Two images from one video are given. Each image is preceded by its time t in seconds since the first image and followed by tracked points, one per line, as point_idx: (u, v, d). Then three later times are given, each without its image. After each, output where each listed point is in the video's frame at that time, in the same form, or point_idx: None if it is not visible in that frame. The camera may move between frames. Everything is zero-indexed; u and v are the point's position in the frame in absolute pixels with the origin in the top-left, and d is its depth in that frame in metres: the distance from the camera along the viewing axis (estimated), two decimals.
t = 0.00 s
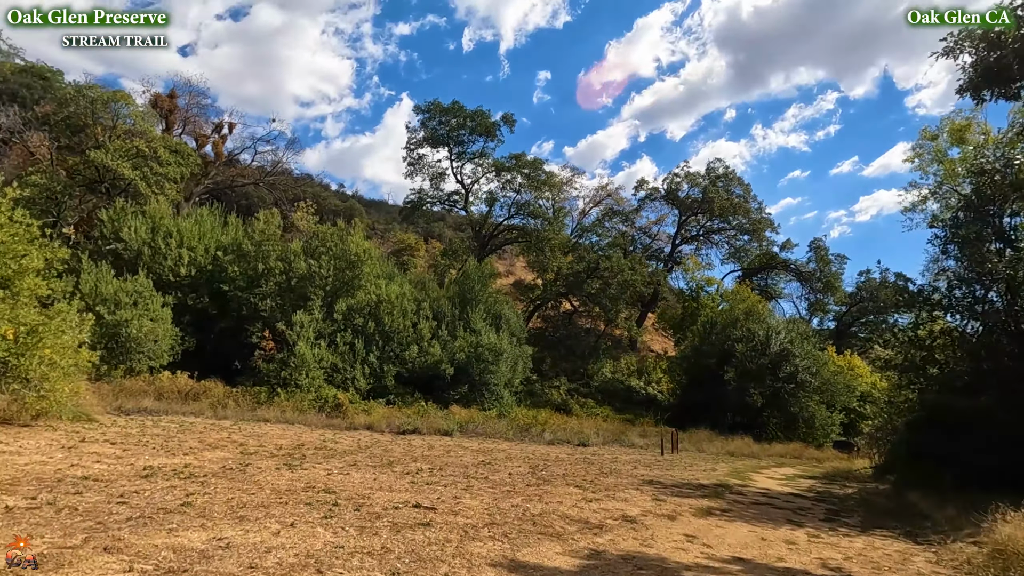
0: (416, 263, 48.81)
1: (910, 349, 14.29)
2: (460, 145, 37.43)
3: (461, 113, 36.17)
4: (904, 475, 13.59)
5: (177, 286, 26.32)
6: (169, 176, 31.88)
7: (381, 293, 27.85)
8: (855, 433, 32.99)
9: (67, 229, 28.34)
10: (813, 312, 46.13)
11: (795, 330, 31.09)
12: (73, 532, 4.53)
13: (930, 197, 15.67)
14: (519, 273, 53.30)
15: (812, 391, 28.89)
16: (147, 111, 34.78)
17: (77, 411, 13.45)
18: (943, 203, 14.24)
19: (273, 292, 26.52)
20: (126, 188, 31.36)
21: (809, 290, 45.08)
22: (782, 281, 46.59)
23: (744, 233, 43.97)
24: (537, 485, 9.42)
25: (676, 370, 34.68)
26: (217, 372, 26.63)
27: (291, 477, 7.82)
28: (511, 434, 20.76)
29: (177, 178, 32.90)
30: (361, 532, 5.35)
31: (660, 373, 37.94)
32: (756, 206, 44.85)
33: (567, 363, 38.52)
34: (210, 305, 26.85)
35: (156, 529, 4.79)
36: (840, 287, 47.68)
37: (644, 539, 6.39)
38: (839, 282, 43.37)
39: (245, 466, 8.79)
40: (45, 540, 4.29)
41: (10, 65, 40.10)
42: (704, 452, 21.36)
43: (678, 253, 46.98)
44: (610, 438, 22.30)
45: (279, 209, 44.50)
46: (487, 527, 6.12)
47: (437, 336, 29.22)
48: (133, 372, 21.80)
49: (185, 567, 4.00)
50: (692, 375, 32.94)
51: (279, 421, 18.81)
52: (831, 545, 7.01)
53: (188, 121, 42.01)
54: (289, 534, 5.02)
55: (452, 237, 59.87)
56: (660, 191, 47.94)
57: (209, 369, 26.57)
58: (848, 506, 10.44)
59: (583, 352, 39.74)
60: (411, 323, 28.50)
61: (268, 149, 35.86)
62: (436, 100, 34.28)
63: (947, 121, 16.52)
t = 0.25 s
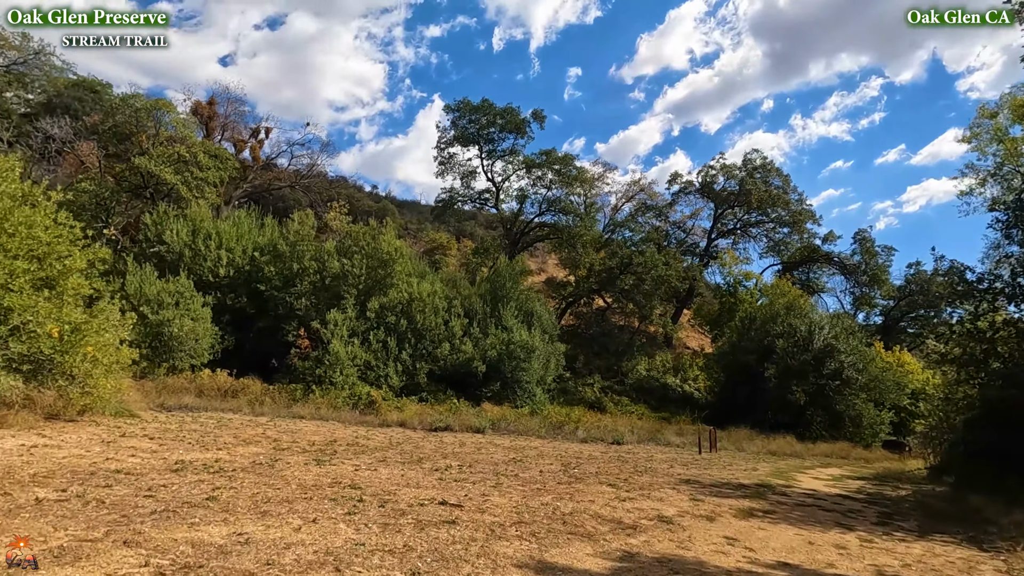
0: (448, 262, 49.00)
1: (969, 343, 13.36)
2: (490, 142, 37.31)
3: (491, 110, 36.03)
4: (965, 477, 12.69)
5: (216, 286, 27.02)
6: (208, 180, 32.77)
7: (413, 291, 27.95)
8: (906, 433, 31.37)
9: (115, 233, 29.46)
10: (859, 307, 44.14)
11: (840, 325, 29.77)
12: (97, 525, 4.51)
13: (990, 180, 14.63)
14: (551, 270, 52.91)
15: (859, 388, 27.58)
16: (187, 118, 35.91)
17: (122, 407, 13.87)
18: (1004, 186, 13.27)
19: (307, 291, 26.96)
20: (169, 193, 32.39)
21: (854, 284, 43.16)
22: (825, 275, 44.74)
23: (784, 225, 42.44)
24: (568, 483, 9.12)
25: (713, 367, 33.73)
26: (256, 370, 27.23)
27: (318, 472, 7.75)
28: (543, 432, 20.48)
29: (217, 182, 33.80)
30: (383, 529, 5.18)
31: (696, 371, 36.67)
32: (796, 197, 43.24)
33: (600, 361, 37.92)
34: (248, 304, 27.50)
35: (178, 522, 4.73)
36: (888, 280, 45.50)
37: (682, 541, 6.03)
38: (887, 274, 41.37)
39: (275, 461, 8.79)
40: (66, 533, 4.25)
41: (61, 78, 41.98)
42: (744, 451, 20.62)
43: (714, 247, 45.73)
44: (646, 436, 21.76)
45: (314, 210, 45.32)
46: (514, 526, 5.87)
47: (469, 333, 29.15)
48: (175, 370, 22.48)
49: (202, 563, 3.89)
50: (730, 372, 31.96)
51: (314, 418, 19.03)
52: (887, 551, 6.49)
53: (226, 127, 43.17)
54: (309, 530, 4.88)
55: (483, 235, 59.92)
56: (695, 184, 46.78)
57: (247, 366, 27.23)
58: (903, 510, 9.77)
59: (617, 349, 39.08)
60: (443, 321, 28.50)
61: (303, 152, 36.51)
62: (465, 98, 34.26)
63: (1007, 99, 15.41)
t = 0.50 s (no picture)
0: (478, 260, 48.97)
1: None
2: (518, 140, 37.06)
3: (518, 107, 35.75)
4: None
5: (251, 286, 27.57)
6: (243, 183, 33.50)
7: (442, 289, 27.93)
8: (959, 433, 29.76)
9: (155, 236, 30.36)
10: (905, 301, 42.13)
11: (885, 320, 28.43)
12: (113, 525, 4.46)
13: None
14: (581, 267, 52.34)
15: (907, 386, 26.26)
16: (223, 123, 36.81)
17: (159, 405, 14.18)
18: None
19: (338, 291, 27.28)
20: (206, 197, 33.22)
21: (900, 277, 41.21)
22: (868, 268, 42.87)
23: (824, 217, 40.87)
24: (597, 485, 8.82)
25: (750, 364, 32.68)
26: (289, 368, 27.69)
27: (341, 472, 7.65)
28: (574, 430, 20.14)
29: (251, 185, 34.51)
30: (402, 533, 5.00)
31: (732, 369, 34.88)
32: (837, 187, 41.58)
33: (632, 358, 37.23)
34: (281, 304, 28.00)
35: (194, 524, 4.66)
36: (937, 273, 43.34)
37: (716, 549, 5.68)
38: (935, 267, 39.37)
39: (299, 460, 8.74)
40: (81, 533, 4.21)
41: (106, 89, 43.60)
42: (783, 451, 19.85)
43: (750, 241, 44.39)
44: (680, 436, 21.18)
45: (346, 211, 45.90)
46: (539, 530, 5.63)
47: (498, 331, 29.00)
48: (212, 368, 23.00)
49: (210, 567, 3.76)
50: (768, 369, 30.93)
51: (345, 416, 19.17)
52: (944, 563, 5.99)
53: (261, 131, 44.10)
54: (325, 533, 4.74)
55: (513, 233, 59.72)
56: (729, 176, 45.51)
57: (281, 364, 27.73)
58: (959, 516, 9.11)
59: (649, 346, 38.32)
60: (472, 319, 28.40)
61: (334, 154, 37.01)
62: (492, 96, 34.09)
63: None
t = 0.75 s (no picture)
0: (501, 256, 48.83)
1: None
2: (540, 135, 36.75)
3: (539, 102, 35.43)
4: None
5: (276, 284, 27.94)
6: (268, 182, 33.99)
7: (463, 285, 27.84)
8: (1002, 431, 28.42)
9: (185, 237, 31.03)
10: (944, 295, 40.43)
11: (922, 314, 27.32)
12: (115, 520, 4.41)
13: None
14: (605, 263, 51.75)
15: (946, 381, 25.16)
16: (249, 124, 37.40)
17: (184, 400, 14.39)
18: None
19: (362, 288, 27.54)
20: (232, 197, 33.80)
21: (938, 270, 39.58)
22: (904, 260, 41.28)
23: (857, 208, 39.52)
24: (615, 482, 8.56)
25: (780, 360, 31.82)
26: (313, 364, 27.98)
27: (354, 467, 7.56)
28: (596, 427, 19.84)
29: (276, 184, 35.00)
30: (408, 530, 4.85)
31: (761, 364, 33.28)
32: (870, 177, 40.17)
33: (657, 354, 36.58)
34: (305, 302, 28.31)
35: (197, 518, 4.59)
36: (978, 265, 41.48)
37: (738, 551, 5.37)
38: (976, 258, 37.68)
39: (314, 455, 8.69)
40: (81, 527, 4.16)
41: (139, 94, 44.83)
42: (814, 449, 19.21)
43: (779, 233, 43.21)
44: (705, 432, 20.68)
45: (369, 209, 46.25)
46: (551, 529, 5.42)
47: (520, 327, 28.82)
48: (238, 364, 23.38)
49: (205, 564, 3.66)
50: (799, 365, 30.06)
51: (366, 412, 19.25)
52: (987, 568, 5.57)
53: (286, 132, 44.69)
54: (328, 530, 4.62)
55: (536, 229, 59.40)
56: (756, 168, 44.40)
57: (305, 361, 28.04)
58: (1003, 518, 8.57)
59: (675, 342, 37.63)
60: (494, 315, 28.24)
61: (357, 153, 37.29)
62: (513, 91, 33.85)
63: None
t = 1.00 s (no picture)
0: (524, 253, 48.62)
1: None
2: (563, 130, 36.37)
3: (562, 97, 35.06)
4: None
5: (300, 282, 28.29)
6: (293, 182, 34.46)
7: (485, 282, 27.71)
8: None
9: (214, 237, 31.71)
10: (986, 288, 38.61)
11: (963, 308, 26.11)
12: (115, 515, 4.37)
13: None
14: (630, 258, 51.05)
15: (990, 379, 23.98)
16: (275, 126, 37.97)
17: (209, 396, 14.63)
18: None
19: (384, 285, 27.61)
20: (259, 197, 34.37)
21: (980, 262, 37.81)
22: (944, 253, 39.55)
23: (892, 199, 38.06)
24: (633, 481, 8.28)
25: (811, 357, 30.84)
26: (337, 361, 28.24)
27: (365, 464, 7.46)
28: (619, 424, 19.50)
29: (301, 184, 35.45)
30: (411, 530, 4.71)
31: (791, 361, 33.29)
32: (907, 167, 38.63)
33: (683, 350, 35.87)
34: (329, 299, 28.60)
35: (197, 515, 4.52)
36: None
37: (758, 555, 5.08)
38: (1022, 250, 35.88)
39: (327, 451, 8.63)
40: (80, 523, 4.12)
41: (171, 99, 46.00)
42: (847, 448, 18.50)
43: (810, 227, 41.93)
44: (732, 431, 20.13)
45: (393, 207, 46.52)
46: (561, 530, 5.22)
47: (543, 324, 28.58)
48: (264, 361, 23.75)
49: (196, 563, 3.56)
50: (831, 361, 29.10)
51: (388, 408, 19.32)
52: None
53: (311, 132, 45.24)
54: (329, 529, 4.51)
55: (559, 226, 58.97)
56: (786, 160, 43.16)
57: (329, 358, 28.32)
58: None
59: (702, 338, 36.86)
60: (516, 311, 28.06)
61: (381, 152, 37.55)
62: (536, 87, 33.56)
63: None
